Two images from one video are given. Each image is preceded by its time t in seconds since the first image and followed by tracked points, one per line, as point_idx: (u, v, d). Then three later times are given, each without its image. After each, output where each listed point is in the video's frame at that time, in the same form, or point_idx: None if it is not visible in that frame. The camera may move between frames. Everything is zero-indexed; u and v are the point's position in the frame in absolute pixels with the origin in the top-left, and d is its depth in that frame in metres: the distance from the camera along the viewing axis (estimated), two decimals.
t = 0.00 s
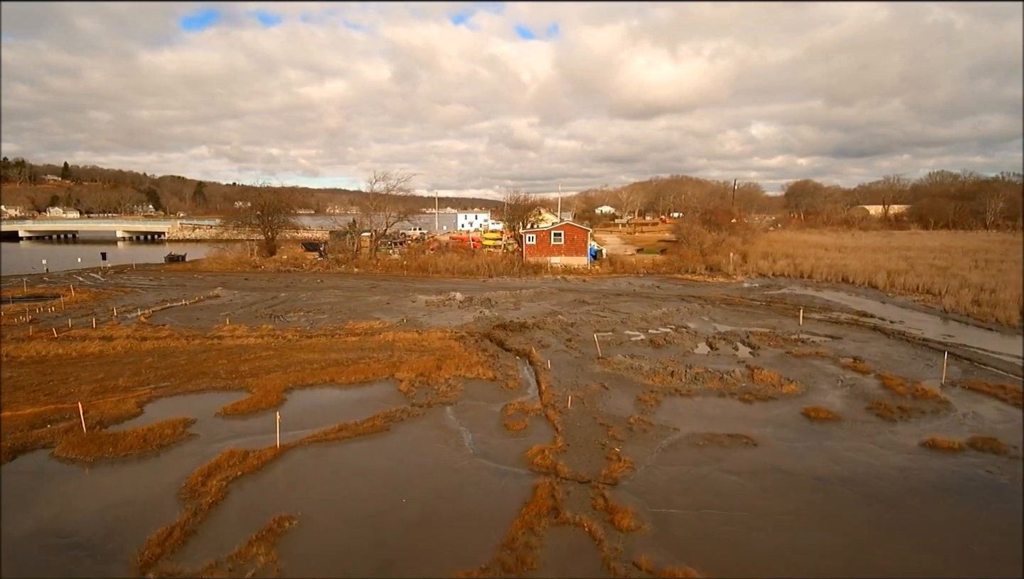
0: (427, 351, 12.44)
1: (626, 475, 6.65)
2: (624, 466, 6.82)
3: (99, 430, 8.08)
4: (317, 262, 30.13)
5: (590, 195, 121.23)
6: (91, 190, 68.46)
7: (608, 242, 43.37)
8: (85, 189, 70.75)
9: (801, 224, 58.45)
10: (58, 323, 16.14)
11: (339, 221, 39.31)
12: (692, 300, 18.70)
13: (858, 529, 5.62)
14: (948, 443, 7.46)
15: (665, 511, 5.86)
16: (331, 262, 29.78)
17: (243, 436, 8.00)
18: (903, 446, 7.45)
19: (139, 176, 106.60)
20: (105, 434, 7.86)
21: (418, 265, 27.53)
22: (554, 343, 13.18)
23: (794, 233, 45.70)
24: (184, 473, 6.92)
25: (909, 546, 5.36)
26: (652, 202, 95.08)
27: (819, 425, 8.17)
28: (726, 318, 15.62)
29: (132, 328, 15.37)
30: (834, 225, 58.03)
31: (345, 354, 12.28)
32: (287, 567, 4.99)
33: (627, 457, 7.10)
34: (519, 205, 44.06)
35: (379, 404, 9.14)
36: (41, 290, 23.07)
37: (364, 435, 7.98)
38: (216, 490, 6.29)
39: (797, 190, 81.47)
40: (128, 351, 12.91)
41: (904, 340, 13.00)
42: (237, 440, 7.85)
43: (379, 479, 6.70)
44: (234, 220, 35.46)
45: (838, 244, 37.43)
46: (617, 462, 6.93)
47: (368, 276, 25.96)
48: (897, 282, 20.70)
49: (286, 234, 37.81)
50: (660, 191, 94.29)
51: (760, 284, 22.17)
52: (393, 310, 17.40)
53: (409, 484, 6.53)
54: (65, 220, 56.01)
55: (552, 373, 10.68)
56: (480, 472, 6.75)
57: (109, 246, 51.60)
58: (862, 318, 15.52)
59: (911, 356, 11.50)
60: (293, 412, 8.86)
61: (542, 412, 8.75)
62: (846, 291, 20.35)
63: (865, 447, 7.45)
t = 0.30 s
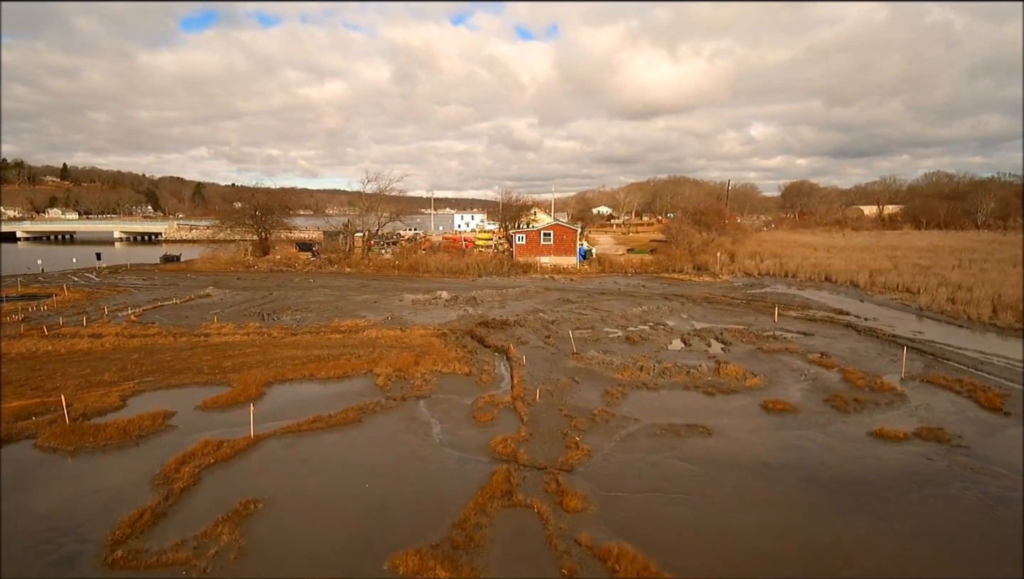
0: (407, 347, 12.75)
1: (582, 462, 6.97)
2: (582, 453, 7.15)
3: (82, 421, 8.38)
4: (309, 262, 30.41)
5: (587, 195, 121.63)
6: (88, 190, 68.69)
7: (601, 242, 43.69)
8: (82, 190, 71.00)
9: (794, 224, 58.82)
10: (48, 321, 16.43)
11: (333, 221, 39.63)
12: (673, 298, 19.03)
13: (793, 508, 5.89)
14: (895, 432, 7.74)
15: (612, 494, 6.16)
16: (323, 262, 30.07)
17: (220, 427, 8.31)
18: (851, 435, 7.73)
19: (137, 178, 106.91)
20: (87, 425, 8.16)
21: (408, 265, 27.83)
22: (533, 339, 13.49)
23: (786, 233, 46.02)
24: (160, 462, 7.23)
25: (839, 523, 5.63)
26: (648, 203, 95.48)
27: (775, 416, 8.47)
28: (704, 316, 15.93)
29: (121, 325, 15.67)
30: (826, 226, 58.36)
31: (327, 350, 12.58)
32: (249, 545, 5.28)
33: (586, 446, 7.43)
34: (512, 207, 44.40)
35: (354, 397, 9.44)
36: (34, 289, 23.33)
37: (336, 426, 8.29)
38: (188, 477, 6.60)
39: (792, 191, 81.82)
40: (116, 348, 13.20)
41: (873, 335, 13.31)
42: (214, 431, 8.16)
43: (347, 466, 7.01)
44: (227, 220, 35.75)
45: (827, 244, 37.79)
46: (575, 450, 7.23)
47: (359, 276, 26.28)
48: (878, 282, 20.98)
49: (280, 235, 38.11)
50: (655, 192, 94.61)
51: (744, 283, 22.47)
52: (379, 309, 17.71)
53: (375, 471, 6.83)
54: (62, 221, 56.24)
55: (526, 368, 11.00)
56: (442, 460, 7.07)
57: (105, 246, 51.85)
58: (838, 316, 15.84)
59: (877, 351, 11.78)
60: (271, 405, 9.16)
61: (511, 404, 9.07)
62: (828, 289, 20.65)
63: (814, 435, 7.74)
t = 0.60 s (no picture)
0: (388, 344, 13.08)
1: (541, 451, 7.30)
2: (542, 442, 7.49)
3: (66, 413, 8.71)
4: (301, 262, 30.75)
5: (584, 196, 122.05)
6: (85, 191, 69.04)
7: (593, 242, 44.01)
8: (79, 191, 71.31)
9: (787, 225, 59.18)
10: (40, 320, 16.76)
11: (327, 222, 40.00)
12: (655, 296, 19.38)
13: (732, 487, 6.22)
14: (843, 422, 8.07)
15: (563, 480, 6.52)
16: (315, 263, 30.41)
17: (198, 418, 8.64)
18: (802, 425, 8.06)
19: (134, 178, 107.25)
20: (71, 417, 8.49)
21: (399, 265, 28.17)
22: (512, 337, 13.83)
23: (777, 234, 46.34)
24: (139, 450, 7.56)
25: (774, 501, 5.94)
26: (644, 203, 95.88)
27: (732, 408, 8.80)
28: (682, 314, 16.28)
29: (111, 324, 16.00)
30: (819, 226, 58.75)
31: (310, 347, 12.90)
32: (215, 526, 5.61)
33: (547, 435, 7.77)
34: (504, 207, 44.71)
35: (331, 391, 9.79)
36: (28, 289, 23.66)
37: (311, 418, 8.62)
38: (163, 463, 6.93)
39: (787, 192, 82.17)
40: (104, 345, 13.53)
41: (843, 332, 13.66)
42: (193, 422, 8.49)
43: (317, 455, 7.33)
44: (222, 221, 36.10)
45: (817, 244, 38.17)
46: (534, 439, 7.57)
47: (349, 276, 26.63)
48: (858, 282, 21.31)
49: (274, 235, 38.46)
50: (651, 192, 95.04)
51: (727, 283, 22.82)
52: (365, 307, 18.04)
53: (342, 459, 7.15)
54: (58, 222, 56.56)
55: (500, 364, 11.33)
56: (407, 448, 7.40)
57: (102, 247, 52.19)
58: (813, 313, 16.18)
59: (842, 346, 12.11)
60: (249, 398, 9.49)
61: (481, 397, 9.41)
62: (809, 288, 20.99)
63: (767, 427, 8.06)
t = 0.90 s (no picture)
0: (370, 341, 13.44)
1: (502, 440, 7.66)
2: (504, 432, 7.84)
3: (52, 406, 9.06)
4: (294, 262, 31.11)
5: (581, 197, 122.49)
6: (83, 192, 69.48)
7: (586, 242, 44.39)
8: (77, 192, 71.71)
9: (781, 225, 59.60)
10: (33, 318, 17.12)
11: (321, 223, 40.37)
12: (638, 295, 19.76)
13: (677, 471, 6.58)
14: (795, 413, 8.44)
15: (518, 466, 6.86)
16: (308, 262, 30.77)
17: (179, 410, 8.99)
18: (755, 416, 8.42)
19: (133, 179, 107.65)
20: (56, 409, 8.84)
21: (390, 265, 28.55)
22: (491, 333, 14.20)
23: (769, 234, 46.73)
24: (119, 440, 7.91)
25: (715, 483, 6.29)
26: (640, 204, 96.34)
27: (693, 400, 9.16)
28: (661, 312, 16.65)
29: (102, 322, 16.36)
30: (811, 226, 59.16)
31: (294, 344, 13.26)
32: (184, 507, 5.97)
33: (510, 425, 8.13)
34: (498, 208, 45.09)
35: (309, 385, 10.14)
36: (23, 288, 24.02)
37: (287, 409, 8.97)
38: (140, 451, 7.30)
39: (782, 193, 82.59)
40: (94, 342, 13.88)
41: (814, 328, 14.03)
42: (173, 413, 8.84)
43: (288, 444, 7.68)
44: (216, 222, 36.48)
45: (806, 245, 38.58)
46: (497, 429, 7.93)
47: (341, 275, 27.01)
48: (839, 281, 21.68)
49: (268, 235, 38.85)
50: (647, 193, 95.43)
51: (711, 282, 23.18)
52: (352, 306, 18.42)
53: (312, 448, 7.50)
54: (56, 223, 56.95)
55: (476, 359, 11.69)
56: (375, 438, 7.76)
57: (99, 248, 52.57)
58: (790, 311, 16.55)
59: (809, 342, 12.48)
60: (230, 392, 9.84)
61: (452, 390, 9.77)
62: (790, 288, 21.37)
63: (722, 417, 8.43)
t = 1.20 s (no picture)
0: (352, 339, 13.80)
1: (467, 430, 8.03)
2: (469, 422, 8.22)
3: (39, 399, 9.44)
4: (288, 263, 31.52)
5: (578, 199, 122.94)
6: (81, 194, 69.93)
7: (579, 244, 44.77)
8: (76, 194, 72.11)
9: (774, 227, 60.01)
10: (27, 317, 17.50)
11: (316, 224, 40.77)
12: (621, 295, 20.15)
13: (625, 458, 6.97)
14: (749, 405, 8.82)
15: (477, 454, 7.23)
16: (301, 263, 31.17)
17: (161, 403, 9.37)
18: (710, 408, 8.80)
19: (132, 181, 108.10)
20: (42, 402, 9.21)
21: (381, 266, 28.95)
22: (472, 331, 14.59)
23: (760, 236, 47.05)
24: (101, 430, 8.28)
25: (659, 469, 6.67)
26: (637, 206, 96.74)
27: (654, 393, 9.56)
28: (641, 311, 17.03)
29: (94, 321, 16.73)
30: (803, 228, 59.67)
31: (278, 341, 13.62)
32: (157, 491, 6.35)
33: (476, 416, 8.51)
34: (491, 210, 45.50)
35: (288, 380, 10.51)
36: (18, 288, 24.41)
37: (264, 402, 9.34)
38: (119, 439, 7.67)
39: (778, 195, 83.01)
40: (84, 340, 14.26)
41: (785, 326, 14.40)
42: (155, 406, 9.21)
43: (262, 435, 8.05)
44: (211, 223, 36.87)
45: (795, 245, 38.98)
46: (463, 420, 8.31)
47: (332, 276, 27.40)
48: (820, 280, 22.07)
49: (263, 236, 39.25)
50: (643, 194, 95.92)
51: (695, 282, 23.56)
52: (340, 305, 18.80)
53: (285, 439, 7.86)
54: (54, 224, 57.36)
55: (453, 356, 12.07)
56: (345, 428, 8.13)
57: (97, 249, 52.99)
58: (766, 310, 16.94)
59: (778, 339, 12.85)
60: (212, 387, 10.20)
61: (426, 384, 10.15)
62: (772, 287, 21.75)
63: (679, 410, 8.80)
